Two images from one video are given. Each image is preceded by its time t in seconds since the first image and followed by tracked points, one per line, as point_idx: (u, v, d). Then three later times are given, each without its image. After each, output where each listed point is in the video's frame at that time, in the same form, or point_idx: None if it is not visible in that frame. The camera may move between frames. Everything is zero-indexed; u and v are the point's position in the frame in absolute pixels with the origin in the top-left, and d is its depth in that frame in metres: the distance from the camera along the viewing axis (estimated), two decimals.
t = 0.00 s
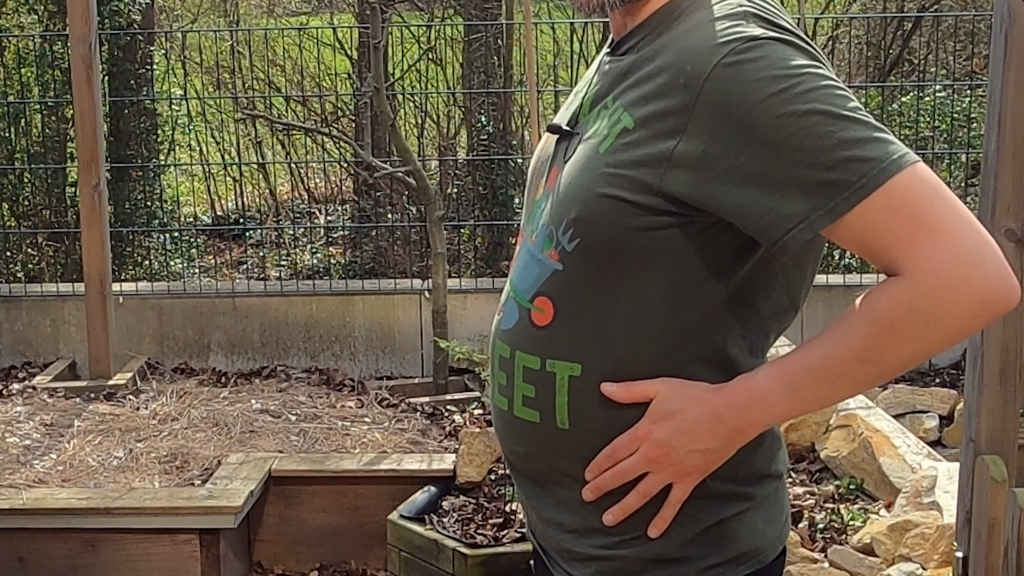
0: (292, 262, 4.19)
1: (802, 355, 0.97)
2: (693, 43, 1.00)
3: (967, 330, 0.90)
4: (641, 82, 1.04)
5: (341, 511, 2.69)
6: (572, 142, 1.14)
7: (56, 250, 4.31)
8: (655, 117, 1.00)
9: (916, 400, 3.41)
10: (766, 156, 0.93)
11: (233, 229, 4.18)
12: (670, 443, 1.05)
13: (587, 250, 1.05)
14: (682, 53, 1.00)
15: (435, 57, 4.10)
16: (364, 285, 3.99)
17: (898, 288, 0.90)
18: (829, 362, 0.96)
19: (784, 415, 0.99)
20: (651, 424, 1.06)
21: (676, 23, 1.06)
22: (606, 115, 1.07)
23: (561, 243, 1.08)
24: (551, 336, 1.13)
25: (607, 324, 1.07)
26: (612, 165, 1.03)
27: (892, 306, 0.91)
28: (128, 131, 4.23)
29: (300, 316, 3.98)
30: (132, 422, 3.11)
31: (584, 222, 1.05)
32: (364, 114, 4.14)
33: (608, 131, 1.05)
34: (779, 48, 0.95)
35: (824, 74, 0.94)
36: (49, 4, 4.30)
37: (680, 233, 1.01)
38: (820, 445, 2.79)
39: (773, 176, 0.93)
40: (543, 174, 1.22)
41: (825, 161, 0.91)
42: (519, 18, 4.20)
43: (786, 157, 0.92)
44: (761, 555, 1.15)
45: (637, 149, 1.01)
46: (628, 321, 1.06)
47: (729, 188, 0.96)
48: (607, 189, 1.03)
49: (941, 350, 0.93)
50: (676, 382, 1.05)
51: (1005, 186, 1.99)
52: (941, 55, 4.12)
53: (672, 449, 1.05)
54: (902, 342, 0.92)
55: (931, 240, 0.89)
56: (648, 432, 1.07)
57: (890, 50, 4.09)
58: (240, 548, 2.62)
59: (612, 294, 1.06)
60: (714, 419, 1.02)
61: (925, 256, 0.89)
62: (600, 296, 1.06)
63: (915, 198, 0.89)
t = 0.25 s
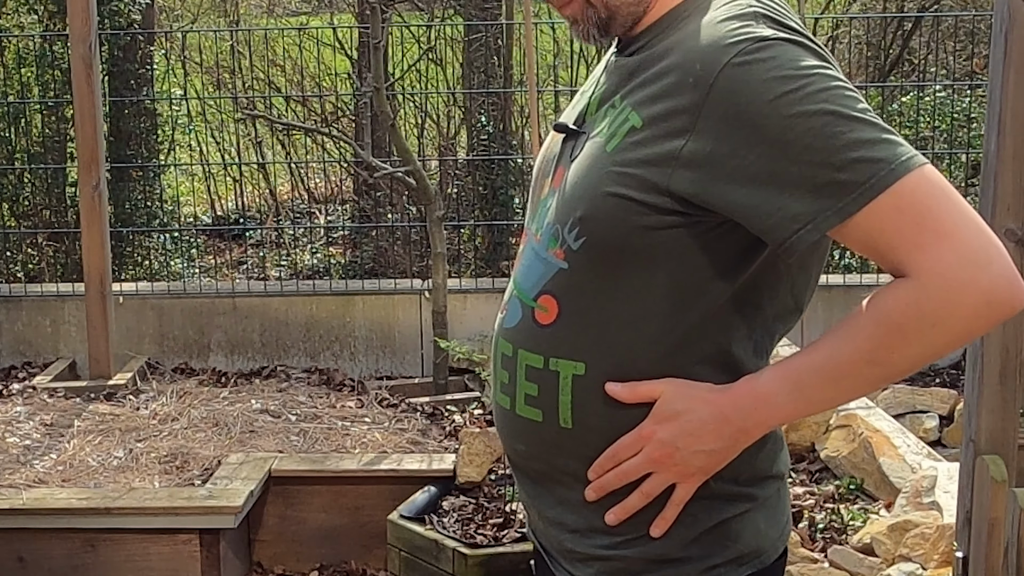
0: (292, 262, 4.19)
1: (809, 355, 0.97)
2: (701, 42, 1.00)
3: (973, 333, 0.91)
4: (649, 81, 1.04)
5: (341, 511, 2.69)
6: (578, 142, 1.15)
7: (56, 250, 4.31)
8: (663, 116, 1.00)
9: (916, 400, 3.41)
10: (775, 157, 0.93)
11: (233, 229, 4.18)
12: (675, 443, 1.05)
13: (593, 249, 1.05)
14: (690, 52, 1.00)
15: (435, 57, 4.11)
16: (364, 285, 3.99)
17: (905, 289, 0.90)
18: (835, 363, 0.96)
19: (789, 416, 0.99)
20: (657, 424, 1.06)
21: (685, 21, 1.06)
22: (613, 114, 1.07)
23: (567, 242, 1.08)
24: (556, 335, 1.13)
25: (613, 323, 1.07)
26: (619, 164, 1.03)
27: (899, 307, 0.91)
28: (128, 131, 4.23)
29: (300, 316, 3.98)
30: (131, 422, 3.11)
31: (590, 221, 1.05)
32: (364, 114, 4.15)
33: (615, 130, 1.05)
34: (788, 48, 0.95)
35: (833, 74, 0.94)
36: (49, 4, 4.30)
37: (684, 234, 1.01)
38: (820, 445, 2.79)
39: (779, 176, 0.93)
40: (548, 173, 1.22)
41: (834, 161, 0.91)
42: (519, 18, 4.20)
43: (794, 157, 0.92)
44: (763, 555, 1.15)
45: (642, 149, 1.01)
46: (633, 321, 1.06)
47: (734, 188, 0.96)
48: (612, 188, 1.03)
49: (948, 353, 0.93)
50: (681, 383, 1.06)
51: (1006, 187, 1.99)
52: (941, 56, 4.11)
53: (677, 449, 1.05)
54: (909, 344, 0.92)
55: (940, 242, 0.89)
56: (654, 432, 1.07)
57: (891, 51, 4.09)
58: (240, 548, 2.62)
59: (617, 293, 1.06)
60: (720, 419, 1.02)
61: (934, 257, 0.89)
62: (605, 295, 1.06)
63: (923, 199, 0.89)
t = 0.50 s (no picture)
0: (292, 263, 4.19)
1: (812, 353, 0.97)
2: (700, 41, 1.00)
3: (976, 325, 0.90)
4: (648, 82, 1.04)
5: (341, 511, 2.69)
6: (578, 142, 1.15)
7: (56, 250, 4.31)
8: (662, 117, 1.00)
9: (916, 400, 3.40)
10: (777, 155, 0.93)
11: (233, 229, 4.18)
12: (680, 444, 1.05)
13: (593, 250, 1.05)
14: (689, 51, 1.00)
15: (435, 57, 4.11)
16: (364, 285, 3.99)
17: (908, 286, 0.90)
18: (839, 360, 0.96)
19: (794, 413, 0.99)
20: (662, 425, 1.06)
21: (685, 21, 1.05)
22: (614, 115, 1.07)
23: (567, 243, 1.08)
24: (556, 336, 1.13)
25: (613, 324, 1.07)
26: (619, 166, 1.03)
27: (902, 304, 0.91)
28: (128, 131, 4.23)
29: (300, 316, 3.98)
30: (131, 422, 3.11)
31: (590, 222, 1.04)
32: (364, 114, 4.17)
33: (615, 132, 1.05)
34: (782, 47, 0.95)
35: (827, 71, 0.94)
36: (49, 4, 4.30)
37: (685, 234, 1.01)
38: (820, 445, 2.79)
39: (780, 176, 0.93)
40: (548, 175, 1.22)
41: (835, 158, 0.91)
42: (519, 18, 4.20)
43: (795, 155, 0.92)
44: (764, 554, 1.15)
45: (643, 150, 1.01)
46: (633, 322, 1.06)
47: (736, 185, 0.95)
48: (613, 189, 1.03)
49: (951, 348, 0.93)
50: (683, 384, 1.05)
51: (1006, 187, 1.99)
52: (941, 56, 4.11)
53: (682, 450, 1.05)
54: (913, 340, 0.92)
55: (941, 236, 0.89)
56: (658, 433, 1.06)
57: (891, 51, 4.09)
58: (240, 548, 2.62)
59: (618, 294, 1.06)
60: (724, 418, 1.02)
61: (936, 251, 0.89)
62: (606, 296, 1.06)
63: (923, 195, 0.89)
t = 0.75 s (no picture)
0: (292, 263, 4.19)
1: (769, 363, 0.92)
2: (706, 40, 0.98)
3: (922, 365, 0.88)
4: (648, 84, 1.04)
5: (341, 511, 2.69)
6: (578, 144, 1.15)
7: (56, 250, 4.31)
8: (658, 118, 1.00)
9: (916, 400, 3.40)
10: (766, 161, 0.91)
11: (233, 229, 4.18)
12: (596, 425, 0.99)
13: (591, 253, 1.05)
14: (693, 50, 0.99)
15: (435, 57, 4.11)
16: (364, 285, 3.99)
17: (862, 309, 0.87)
18: (798, 375, 0.91)
19: (718, 415, 0.94)
20: (582, 407, 1.00)
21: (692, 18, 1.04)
22: (613, 118, 1.07)
23: (566, 245, 1.08)
24: (555, 338, 1.13)
25: (611, 326, 1.07)
26: (618, 168, 1.03)
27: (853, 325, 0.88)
28: (129, 131, 4.23)
29: (300, 316, 3.98)
30: (131, 422, 3.11)
31: (589, 225, 1.04)
32: (364, 114, 4.15)
33: (614, 134, 1.05)
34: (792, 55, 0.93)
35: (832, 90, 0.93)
36: (49, 4, 4.30)
37: (684, 236, 1.01)
38: (820, 445, 2.79)
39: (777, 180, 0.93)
40: (549, 175, 1.22)
41: (822, 173, 0.89)
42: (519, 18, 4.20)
43: (780, 166, 0.91)
44: (764, 554, 1.15)
45: (641, 152, 1.01)
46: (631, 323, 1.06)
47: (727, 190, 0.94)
48: (611, 191, 1.02)
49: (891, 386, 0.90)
50: (617, 377, 1.01)
51: (1006, 188, 1.99)
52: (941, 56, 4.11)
53: (597, 433, 0.98)
54: (857, 366, 0.89)
55: (917, 270, 0.86)
56: (576, 412, 1.00)
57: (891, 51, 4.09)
58: (239, 548, 2.62)
59: (617, 295, 1.06)
60: (648, 406, 0.96)
61: (911, 282, 0.86)
62: (605, 297, 1.06)
63: (898, 229, 0.87)
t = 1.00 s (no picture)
0: (292, 263, 4.18)
1: (698, 350, 0.96)
2: (729, 45, 0.96)
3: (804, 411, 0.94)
4: (652, 86, 1.03)
5: (341, 511, 2.69)
6: (581, 144, 1.14)
7: (56, 250, 4.31)
8: (661, 120, 0.99)
9: (916, 400, 3.40)
10: (753, 170, 0.90)
11: (233, 229, 4.17)
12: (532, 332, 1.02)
13: (592, 254, 1.05)
14: (713, 52, 0.97)
15: (435, 58, 4.11)
16: (364, 285, 3.99)
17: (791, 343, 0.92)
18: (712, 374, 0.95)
19: (628, 379, 0.99)
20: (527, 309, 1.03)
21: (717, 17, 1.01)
22: (616, 119, 1.06)
23: (567, 246, 1.07)
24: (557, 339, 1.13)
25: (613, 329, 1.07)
26: (620, 170, 1.02)
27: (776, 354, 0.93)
28: (129, 131, 4.23)
29: (300, 316, 3.98)
30: (131, 422, 3.11)
31: (590, 227, 1.04)
32: (364, 114, 4.15)
33: (616, 136, 1.05)
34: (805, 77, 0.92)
35: (836, 119, 0.92)
36: (49, 4, 4.30)
37: (685, 238, 1.00)
38: (820, 445, 2.79)
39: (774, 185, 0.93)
40: (554, 173, 1.22)
41: (806, 197, 0.89)
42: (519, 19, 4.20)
43: (763, 182, 0.90)
44: (766, 553, 1.15)
45: (642, 155, 1.00)
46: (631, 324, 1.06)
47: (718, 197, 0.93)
48: (612, 194, 1.02)
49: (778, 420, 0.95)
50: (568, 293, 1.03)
51: (1006, 188, 1.99)
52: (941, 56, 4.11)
53: (528, 341, 1.02)
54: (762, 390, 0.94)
55: (849, 326, 0.90)
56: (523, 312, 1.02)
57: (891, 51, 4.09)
58: (239, 548, 2.62)
59: (617, 296, 1.06)
60: (578, 342, 1.00)
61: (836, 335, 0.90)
62: (606, 298, 1.06)
63: (854, 282, 0.90)
